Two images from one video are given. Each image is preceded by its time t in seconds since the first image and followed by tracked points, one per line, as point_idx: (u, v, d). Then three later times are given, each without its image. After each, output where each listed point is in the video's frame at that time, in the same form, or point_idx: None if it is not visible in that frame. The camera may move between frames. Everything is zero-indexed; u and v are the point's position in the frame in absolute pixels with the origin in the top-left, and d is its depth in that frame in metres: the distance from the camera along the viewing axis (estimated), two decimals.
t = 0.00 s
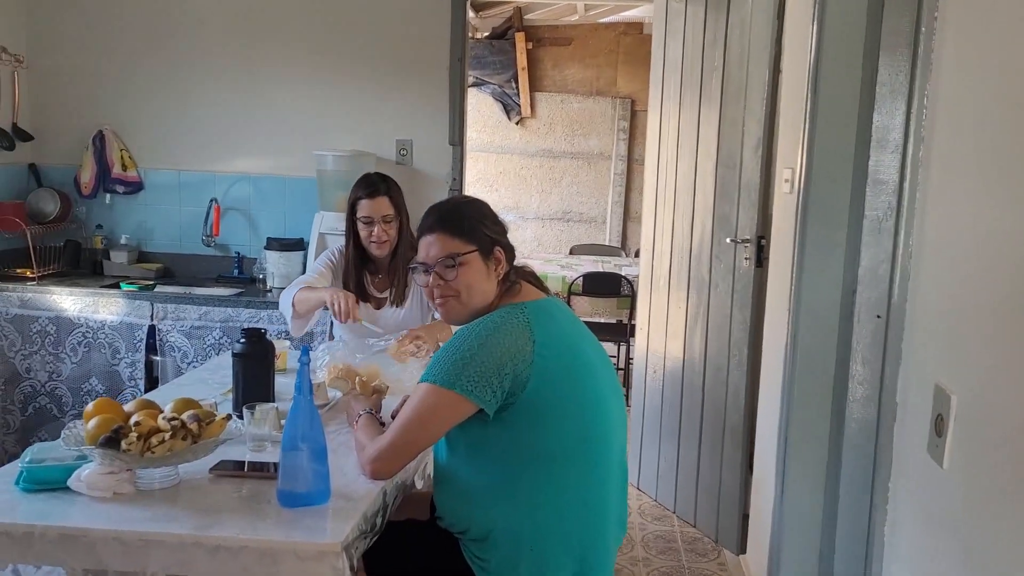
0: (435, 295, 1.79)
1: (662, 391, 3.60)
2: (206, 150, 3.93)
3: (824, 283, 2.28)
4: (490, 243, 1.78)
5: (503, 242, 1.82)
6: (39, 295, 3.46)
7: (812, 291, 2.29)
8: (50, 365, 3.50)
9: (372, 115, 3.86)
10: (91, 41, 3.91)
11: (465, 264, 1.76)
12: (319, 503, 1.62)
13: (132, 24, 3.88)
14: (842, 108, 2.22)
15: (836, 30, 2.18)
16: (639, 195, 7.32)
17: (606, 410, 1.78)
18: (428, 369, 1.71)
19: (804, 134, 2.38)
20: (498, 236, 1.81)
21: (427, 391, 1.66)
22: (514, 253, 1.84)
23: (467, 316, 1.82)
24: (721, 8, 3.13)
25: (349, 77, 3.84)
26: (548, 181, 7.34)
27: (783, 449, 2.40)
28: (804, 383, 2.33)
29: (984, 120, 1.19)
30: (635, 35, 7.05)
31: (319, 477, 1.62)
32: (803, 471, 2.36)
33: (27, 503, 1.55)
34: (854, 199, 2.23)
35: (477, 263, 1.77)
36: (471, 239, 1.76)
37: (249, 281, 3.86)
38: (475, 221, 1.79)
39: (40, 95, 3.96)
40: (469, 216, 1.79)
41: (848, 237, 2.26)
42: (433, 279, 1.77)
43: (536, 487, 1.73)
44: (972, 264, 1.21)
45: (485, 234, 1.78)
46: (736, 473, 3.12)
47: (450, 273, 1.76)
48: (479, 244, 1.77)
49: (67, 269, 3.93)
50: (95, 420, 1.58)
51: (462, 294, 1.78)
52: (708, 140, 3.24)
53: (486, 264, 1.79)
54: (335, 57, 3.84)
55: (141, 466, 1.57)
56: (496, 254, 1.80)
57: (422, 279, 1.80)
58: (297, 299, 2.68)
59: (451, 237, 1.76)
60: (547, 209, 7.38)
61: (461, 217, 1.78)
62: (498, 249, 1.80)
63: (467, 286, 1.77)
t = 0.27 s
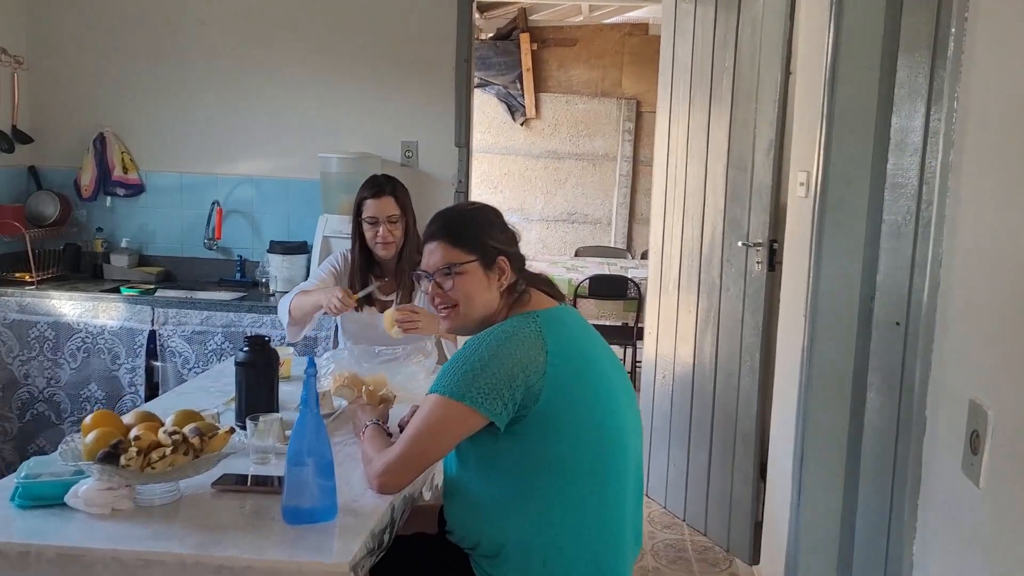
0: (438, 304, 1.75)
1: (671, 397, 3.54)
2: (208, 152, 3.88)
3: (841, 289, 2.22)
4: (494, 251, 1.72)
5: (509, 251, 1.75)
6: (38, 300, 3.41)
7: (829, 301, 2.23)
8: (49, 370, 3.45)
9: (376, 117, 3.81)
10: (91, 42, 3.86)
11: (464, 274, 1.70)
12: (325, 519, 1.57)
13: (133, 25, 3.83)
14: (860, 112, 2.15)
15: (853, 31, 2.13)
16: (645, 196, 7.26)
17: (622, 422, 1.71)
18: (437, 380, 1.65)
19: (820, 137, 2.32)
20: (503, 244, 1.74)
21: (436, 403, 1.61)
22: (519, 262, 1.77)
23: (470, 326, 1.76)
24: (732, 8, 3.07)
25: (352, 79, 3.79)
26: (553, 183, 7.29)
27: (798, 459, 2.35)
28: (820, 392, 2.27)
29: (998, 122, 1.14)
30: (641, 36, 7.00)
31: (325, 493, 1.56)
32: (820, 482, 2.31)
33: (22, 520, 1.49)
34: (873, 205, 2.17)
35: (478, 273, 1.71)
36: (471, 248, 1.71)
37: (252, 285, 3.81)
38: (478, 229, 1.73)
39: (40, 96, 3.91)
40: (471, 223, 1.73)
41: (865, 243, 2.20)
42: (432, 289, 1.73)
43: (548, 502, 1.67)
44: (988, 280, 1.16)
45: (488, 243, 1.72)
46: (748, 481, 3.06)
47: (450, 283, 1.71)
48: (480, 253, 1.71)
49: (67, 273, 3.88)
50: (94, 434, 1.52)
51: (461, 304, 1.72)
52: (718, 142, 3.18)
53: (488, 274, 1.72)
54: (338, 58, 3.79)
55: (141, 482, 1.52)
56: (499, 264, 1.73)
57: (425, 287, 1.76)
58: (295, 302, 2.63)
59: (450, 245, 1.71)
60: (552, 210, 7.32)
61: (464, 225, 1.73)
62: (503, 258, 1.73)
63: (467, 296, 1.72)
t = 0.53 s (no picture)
0: (450, 309, 1.72)
1: (681, 401, 3.51)
2: (213, 153, 3.85)
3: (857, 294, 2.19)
4: (506, 257, 1.69)
5: (523, 256, 1.72)
6: (43, 303, 3.38)
7: (847, 303, 2.33)
8: (54, 374, 3.42)
9: (382, 118, 3.77)
10: (95, 43, 3.83)
11: (475, 280, 1.67)
12: (338, 530, 1.53)
13: (137, 25, 3.80)
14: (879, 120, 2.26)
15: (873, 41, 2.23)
16: (650, 198, 7.23)
17: (638, 431, 1.68)
18: (451, 388, 1.62)
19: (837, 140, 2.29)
20: (516, 249, 1.70)
21: (450, 412, 1.58)
22: (533, 267, 1.73)
23: (482, 333, 1.73)
24: (744, 8, 3.03)
25: (359, 80, 3.76)
26: (557, 184, 7.26)
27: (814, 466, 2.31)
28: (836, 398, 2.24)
29: None
30: (646, 36, 6.96)
31: (338, 504, 1.53)
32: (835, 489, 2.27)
33: (30, 530, 1.46)
34: (891, 211, 2.28)
35: (490, 280, 1.68)
36: (483, 253, 1.67)
37: (257, 288, 3.78)
38: (490, 233, 1.69)
39: (44, 97, 3.88)
40: (483, 227, 1.70)
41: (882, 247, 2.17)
42: (444, 295, 1.70)
43: (564, 512, 1.63)
44: (1021, 286, 1.13)
45: (501, 248, 1.69)
46: (759, 487, 3.03)
47: (461, 288, 1.68)
48: (491, 258, 1.67)
49: (72, 276, 3.85)
50: (103, 443, 1.49)
51: (473, 311, 1.69)
52: (730, 144, 3.15)
53: (500, 280, 1.69)
54: (344, 59, 3.75)
55: (151, 492, 1.49)
56: (512, 270, 1.70)
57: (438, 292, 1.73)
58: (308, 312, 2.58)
59: (463, 250, 1.68)
60: (557, 212, 7.29)
61: (477, 228, 1.70)
62: (515, 264, 1.70)
63: (478, 302, 1.69)
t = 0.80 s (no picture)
0: (463, 313, 1.70)
1: (690, 406, 3.50)
2: (220, 157, 3.84)
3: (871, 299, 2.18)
4: (522, 261, 1.68)
5: (538, 261, 1.71)
6: (51, 306, 3.37)
7: (863, 305, 2.42)
8: (62, 377, 3.42)
9: (390, 121, 3.77)
10: (103, 46, 3.82)
11: (491, 284, 1.66)
12: (352, 538, 1.52)
13: (144, 28, 3.79)
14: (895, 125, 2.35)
15: (887, 49, 2.33)
16: (655, 201, 7.21)
17: (654, 437, 1.66)
18: (466, 394, 1.61)
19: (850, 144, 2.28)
20: (532, 254, 1.70)
21: (465, 417, 1.56)
22: (547, 272, 1.72)
23: (495, 337, 1.72)
24: (754, 12, 3.03)
25: (366, 83, 3.75)
26: (563, 188, 7.25)
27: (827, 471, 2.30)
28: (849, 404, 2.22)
29: None
30: (652, 39, 6.97)
31: (352, 510, 1.52)
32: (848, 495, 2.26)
33: (44, 537, 1.45)
34: (905, 214, 2.37)
35: (505, 284, 1.67)
36: (499, 257, 1.66)
37: (264, 291, 3.77)
38: (506, 237, 1.68)
39: (52, 101, 3.88)
40: (499, 231, 1.69)
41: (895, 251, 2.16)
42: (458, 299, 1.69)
43: (579, 519, 1.62)
44: None
45: (517, 252, 1.68)
46: (769, 492, 3.02)
47: (476, 293, 1.67)
48: (507, 263, 1.66)
49: (80, 279, 3.85)
50: (117, 448, 1.48)
51: (487, 315, 1.68)
52: (739, 148, 3.14)
53: (515, 285, 1.68)
54: (352, 62, 3.75)
55: (165, 498, 1.48)
56: (527, 274, 1.69)
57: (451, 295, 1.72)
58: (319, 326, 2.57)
59: (478, 254, 1.67)
60: (562, 215, 7.29)
61: (492, 233, 1.69)
62: (531, 269, 1.69)
63: (493, 307, 1.67)
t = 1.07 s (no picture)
0: (472, 314, 1.68)
1: (696, 408, 3.48)
2: (224, 158, 3.83)
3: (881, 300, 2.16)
4: (532, 261, 1.66)
5: (548, 262, 1.69)
6: (53, 308, 3.35)
7: (873, 309, 2.41)
8: (64, 380, 3.40)
9: (394, 122, 3.75)
10: (106, 46, 3.81)
11: (500, 284, 1.64)
12: (361, 541, 1.50)
13: (147, 28, 3.78)
14: (905, 126, 2.33)
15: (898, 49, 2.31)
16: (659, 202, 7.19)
17: (666, 439, 1.64)
18: (475, 396, 1.58)
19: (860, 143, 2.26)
20: (542, 254, 1.68)
21: (475, 420, 1.54)
22: (558, 273, 1.70)
23: (505, 339, 1.69)
24: (762, 11, 3.01)
25: (370, 84, 3.73)
26: (566, 189, 7.24)
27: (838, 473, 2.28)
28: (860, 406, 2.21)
29: None
30: (656, 40, 6.95)
31: (361, 514, 1.49)
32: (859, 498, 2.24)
33: (50, 540, 1.43)
34: (916, 214, 2.35)
35: (515, 285, 1.65)
36: (508, 257, 1.64)
37: (268, 293, 3.75)
38: (515, 237, 1.66)
39: (54, 102, 3.87)
40: (508, 231, 1.67)
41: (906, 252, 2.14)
42: (468, 300, 1.67)
43: (590, 522, 1.60)
44: None
45: (527, 253, 1.66)
46: (776, 495, 3.00)
47: (485, 293, 1.65)
48: (517, 262, 1.65)
49: (82, 281, 3.83)
50: (124, 450, 1.47)
51: (497, 316, 1.66)
52: (747, 148, 3.12)
53: (525, 285, 1.66)
54: (356, 62, 3.73)
55: (173, 501, 1.46)
56: (537, 275, 1.67)
57: (460, 297, 1.70)
58: (325, 335, 2.54)
59: (487, 255, 1.65)
60: (566, 217, 7.27)
61: (502, 233, 1.67)
62: (541, 269, 1.67)
63: (503, 307, 1.65)
